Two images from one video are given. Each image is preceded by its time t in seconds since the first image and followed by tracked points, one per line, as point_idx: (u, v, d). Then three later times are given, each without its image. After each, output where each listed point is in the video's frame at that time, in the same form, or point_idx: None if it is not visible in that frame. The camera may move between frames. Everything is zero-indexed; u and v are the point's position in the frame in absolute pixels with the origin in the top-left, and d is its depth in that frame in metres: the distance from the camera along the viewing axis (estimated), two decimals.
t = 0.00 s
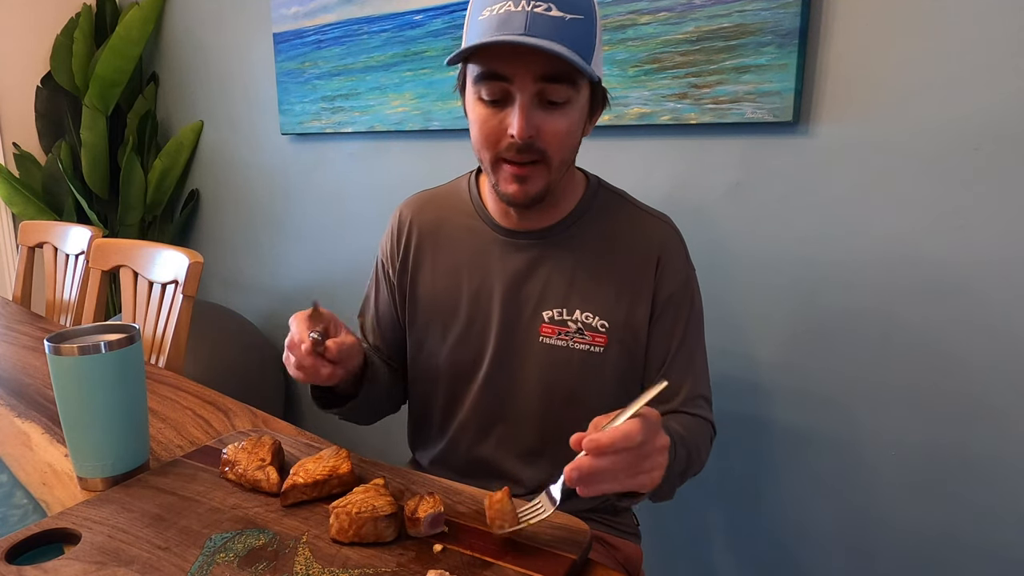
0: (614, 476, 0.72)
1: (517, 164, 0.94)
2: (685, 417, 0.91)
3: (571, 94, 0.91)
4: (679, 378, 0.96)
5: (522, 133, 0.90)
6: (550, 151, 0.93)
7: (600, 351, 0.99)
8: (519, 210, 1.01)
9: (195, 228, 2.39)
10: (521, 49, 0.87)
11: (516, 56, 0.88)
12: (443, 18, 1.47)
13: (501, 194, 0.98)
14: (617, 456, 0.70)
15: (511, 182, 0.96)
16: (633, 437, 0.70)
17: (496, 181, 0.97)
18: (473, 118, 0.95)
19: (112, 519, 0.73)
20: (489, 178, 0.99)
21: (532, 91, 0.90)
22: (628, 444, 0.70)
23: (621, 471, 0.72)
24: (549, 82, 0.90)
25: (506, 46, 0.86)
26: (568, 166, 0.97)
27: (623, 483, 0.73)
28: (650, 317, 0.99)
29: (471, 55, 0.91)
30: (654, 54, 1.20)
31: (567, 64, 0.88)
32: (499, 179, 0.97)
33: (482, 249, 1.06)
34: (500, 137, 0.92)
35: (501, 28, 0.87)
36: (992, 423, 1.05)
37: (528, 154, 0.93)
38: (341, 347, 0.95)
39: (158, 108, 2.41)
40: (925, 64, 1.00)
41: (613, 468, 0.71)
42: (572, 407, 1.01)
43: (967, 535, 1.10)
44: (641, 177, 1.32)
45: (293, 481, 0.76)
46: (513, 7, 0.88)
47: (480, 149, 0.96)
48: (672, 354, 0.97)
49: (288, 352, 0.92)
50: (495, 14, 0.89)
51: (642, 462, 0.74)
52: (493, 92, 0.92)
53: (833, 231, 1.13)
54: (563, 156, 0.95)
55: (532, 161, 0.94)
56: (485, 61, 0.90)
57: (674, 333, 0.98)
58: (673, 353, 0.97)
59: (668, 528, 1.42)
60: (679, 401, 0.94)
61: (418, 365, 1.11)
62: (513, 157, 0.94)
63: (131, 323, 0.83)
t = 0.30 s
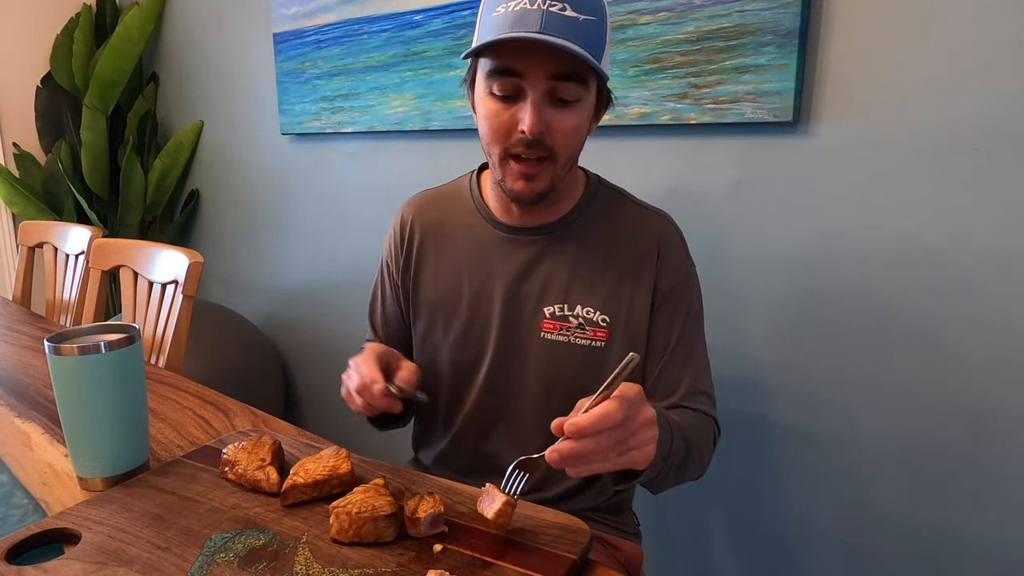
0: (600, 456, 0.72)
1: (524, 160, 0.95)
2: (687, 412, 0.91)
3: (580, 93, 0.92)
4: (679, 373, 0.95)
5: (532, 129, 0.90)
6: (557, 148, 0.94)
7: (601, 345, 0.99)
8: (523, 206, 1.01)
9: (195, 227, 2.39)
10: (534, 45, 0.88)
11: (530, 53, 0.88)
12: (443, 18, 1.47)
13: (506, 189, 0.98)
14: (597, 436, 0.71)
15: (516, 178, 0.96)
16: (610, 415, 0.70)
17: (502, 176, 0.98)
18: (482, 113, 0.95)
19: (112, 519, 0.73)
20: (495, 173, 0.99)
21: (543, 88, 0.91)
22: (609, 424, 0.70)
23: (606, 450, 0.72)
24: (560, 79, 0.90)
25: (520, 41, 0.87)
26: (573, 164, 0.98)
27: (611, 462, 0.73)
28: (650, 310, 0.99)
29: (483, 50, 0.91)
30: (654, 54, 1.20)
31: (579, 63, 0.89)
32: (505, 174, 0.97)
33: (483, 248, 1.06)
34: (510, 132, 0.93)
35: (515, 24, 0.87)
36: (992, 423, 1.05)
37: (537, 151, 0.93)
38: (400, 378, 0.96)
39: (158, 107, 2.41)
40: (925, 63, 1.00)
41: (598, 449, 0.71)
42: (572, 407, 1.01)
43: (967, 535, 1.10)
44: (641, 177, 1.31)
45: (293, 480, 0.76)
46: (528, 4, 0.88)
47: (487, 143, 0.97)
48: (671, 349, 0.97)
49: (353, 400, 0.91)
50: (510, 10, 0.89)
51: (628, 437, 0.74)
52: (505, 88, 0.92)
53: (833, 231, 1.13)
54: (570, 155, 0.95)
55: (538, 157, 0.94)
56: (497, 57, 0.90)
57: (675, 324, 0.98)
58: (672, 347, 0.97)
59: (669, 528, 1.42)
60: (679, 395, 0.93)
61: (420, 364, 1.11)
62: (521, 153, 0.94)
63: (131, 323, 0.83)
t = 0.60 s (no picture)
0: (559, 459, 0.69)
1: (524, 164, 0.94)
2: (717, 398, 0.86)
3: (580, 98, 0.92)
4: (702, 355, 0.91)
5: (531, 134, 0.90)
6: (557, 153, 0.93)
7: (603, 339, 1.00)
8: (523, 207, 1.01)
9: (195, 227, 2.39)
10: (533, 51, 0.87)
11: (530, 58, 0.88)
12: (443, 18, 1.47)
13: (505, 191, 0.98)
14: (546, 439, 0.68)
15: (516, 181, 0.96)
16: (546, 421, 0.66)
17: (502, 179, 0.98)
18: (483, 116, 0.95)
19: (112, 519, 0.73)
20: (495, 175, 0.99)
21: (544, 93, 0.90)
22: (551, 428, 0.67)
23: (569, 451, 0.69)
24: (560, 84, 0.90)
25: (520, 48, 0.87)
26: (572, 168, 0.98)
27: (580, 462, 0.70)
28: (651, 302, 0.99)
29: (484, 55, 0.91)
30: (654, 54, 1.21)
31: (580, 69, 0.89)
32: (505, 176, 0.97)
33: (483, 249, 1.06)
34: (510, 136, 0.93)
35: (516, 30, 0.87)
36: (993, 423, 1.05)
37: (536, 155, 0.93)
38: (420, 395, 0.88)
39: (158, 107, 2.41)
40: (925, 63, 1.00)
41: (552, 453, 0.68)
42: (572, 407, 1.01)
43: (967, 535, 1.10)
44: (642, 177, 1.32)
45: (293, 481, 0.76)
46: (529, 10, 0.88)
47: (488, 146, 0.97)
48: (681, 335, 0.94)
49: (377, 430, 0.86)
50: (512, 15, 0.89)
51: (592, 435, 0.69)
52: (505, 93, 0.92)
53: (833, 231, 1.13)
54: (569, 159, 0.95)
55: (538, 161, 0.94)
56: (498, 62, 0.90)
57: (682, 309, 0.96)
58: (688, 331, 0.94)
59: (669, 528, 1.42)
60: (706, 377, 0.89)
61: (420, 365, 1.11)
62: (521, 157, 0.94)
63: (131, 323, 0.83)
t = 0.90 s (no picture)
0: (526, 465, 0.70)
1: (518, 165, 0.95)
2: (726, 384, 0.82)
3: (574, 98, 0.91)
4: (703, 341, 0.89)
5: (525, 136, 0.90)
6: (552, 153, 0.93)
7: (602, 338, 1.00)
8: (520, 207, 1.02)
9: (195, 227, 2.39)
10: (526, 53, 0.87)
11: (523, 61, 0.88)
12: (443, 18, 1.47)
13: (502, 191, 0.98)
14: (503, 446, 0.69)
15: (511, 181, 0.96)
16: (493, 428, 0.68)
17: (498, 179, 0.98)
18: (477, 117, 0.95)
19: (112, 519, 0.73)
20: (491, 176, 0.99)
21: (537, 94, 0.90)
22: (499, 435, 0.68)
23: (526, 452, 0.69)
24: (554, 85, 0.90)
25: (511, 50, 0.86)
26: (568, 168, 0.98)
27: (543, 464, 0.70)
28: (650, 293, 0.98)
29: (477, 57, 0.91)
30: (654, 54, 1.21)
31: (574, 71, 0.89)
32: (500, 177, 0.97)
33: (482, 249, 1.06)
34: (504, 138, 0.93)
35: (508, 31, 0.87)
36: (993, 423, 1.05)
37: (531, 156, 0.93)
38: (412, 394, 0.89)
39: (158, 107, 2.41)
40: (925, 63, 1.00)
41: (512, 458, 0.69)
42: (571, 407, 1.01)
43: (966, 535, 1.10)
44: (642, 177, 1.32)
45: (293, 481, 0.76)
46: (521, 10, 0.88)
47: (483, 147, 0.97)
48: (682, 325, 0.92)
49: (371, 431, 0.86)
50: (503, 15, 0.89)
51: (548, 438, 0.69)
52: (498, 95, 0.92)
53: (833, 231, 1.13)
54: (565, 159, 0.95)
55: (533, 162, 0.94)
56: (490, 64, 0.90)
57: (683, 297, 0.94)
58: (690, 321, 0.91)
59: (669, 527, 1.42)
60: (713, 364, 0.85)
61: (419, 366, 1.11)
62: (515, 158, 0.94)
63: (131, 323, 0.83)
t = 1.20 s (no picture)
0: (621, 436, 0.68)
1: (505, 156, 0.94)
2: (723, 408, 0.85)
3: (558, 86, 0.92)
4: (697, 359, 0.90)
5: (510, 123, 0.91)
6: (538, 143, 0.94)
7: (596, 344, 1.00)
8: (510, 205, 1.01)
9: (195, 228, 2.39)
10: (510, 39, 0.88)
11: (505, 47, 0.89)
12: (443, 18, 1.46)
13: (490, 186, 0.97)
14: (630, 412, 0.67)
15: (498, 174, 0.96)
16: (647, 392, 0.67)
17: (484, 175, 0.97)
18: (462, 112, 0.95)
19: (112, 519, 0.73)
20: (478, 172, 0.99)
21: (520, 82, 0.91)
22: (642, 402, 0.67)
23: (633, 433, 0.68)
24: (537, 72, 0.91)
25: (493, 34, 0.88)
26: (555, 161, 0.98)
27: (624, 449, 0.69)
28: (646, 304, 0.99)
29: (459, 49, 0.92)
30: (654, 54, 1.21)
31: (557, 56, 0.90)
32: (487, 170, 0.97)
33: (476, 250, 1.05)
34: (489, 129, 0.93)
35: (490, 17, 0.88)
36: (993, 424, 1.05)
37: (517, 146, 0.93)
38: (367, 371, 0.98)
39: (158, 108, 2.41)
40: (925, 63, 1.00)
41: (626, 425, 0.67)
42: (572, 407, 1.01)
43: (965, 534, 1.10)
44: (642, 177, 1.31)
45: (293, 481, 0.76)
46: None
47: (469, 142, 0.97)
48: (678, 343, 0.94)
49: (329, 405, 0.91)
50: (484, 6, 0.89)
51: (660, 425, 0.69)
52: (482, 86, 0.92)
53: (832, 232, 1.13)
54: (551, 149, 0.95)
55: (519, 152, 0.94)
56: (474, 53, 0.91)
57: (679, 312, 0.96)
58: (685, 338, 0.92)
59: (668, 527, 1.42)
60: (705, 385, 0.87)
61: (415, 366, 1.11)
62: (501, 149, 0.94)
63: (131, 323, 0.83)
